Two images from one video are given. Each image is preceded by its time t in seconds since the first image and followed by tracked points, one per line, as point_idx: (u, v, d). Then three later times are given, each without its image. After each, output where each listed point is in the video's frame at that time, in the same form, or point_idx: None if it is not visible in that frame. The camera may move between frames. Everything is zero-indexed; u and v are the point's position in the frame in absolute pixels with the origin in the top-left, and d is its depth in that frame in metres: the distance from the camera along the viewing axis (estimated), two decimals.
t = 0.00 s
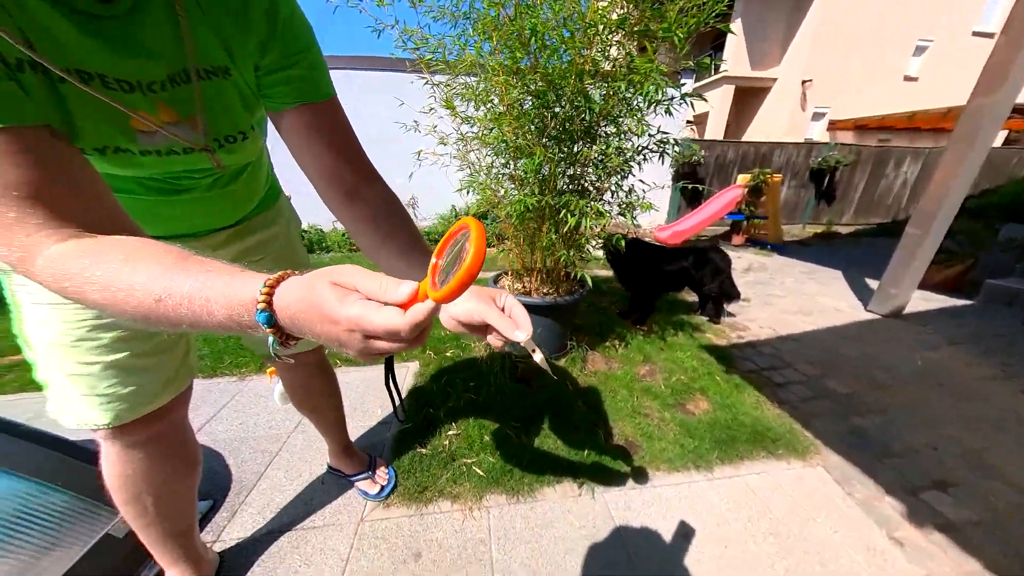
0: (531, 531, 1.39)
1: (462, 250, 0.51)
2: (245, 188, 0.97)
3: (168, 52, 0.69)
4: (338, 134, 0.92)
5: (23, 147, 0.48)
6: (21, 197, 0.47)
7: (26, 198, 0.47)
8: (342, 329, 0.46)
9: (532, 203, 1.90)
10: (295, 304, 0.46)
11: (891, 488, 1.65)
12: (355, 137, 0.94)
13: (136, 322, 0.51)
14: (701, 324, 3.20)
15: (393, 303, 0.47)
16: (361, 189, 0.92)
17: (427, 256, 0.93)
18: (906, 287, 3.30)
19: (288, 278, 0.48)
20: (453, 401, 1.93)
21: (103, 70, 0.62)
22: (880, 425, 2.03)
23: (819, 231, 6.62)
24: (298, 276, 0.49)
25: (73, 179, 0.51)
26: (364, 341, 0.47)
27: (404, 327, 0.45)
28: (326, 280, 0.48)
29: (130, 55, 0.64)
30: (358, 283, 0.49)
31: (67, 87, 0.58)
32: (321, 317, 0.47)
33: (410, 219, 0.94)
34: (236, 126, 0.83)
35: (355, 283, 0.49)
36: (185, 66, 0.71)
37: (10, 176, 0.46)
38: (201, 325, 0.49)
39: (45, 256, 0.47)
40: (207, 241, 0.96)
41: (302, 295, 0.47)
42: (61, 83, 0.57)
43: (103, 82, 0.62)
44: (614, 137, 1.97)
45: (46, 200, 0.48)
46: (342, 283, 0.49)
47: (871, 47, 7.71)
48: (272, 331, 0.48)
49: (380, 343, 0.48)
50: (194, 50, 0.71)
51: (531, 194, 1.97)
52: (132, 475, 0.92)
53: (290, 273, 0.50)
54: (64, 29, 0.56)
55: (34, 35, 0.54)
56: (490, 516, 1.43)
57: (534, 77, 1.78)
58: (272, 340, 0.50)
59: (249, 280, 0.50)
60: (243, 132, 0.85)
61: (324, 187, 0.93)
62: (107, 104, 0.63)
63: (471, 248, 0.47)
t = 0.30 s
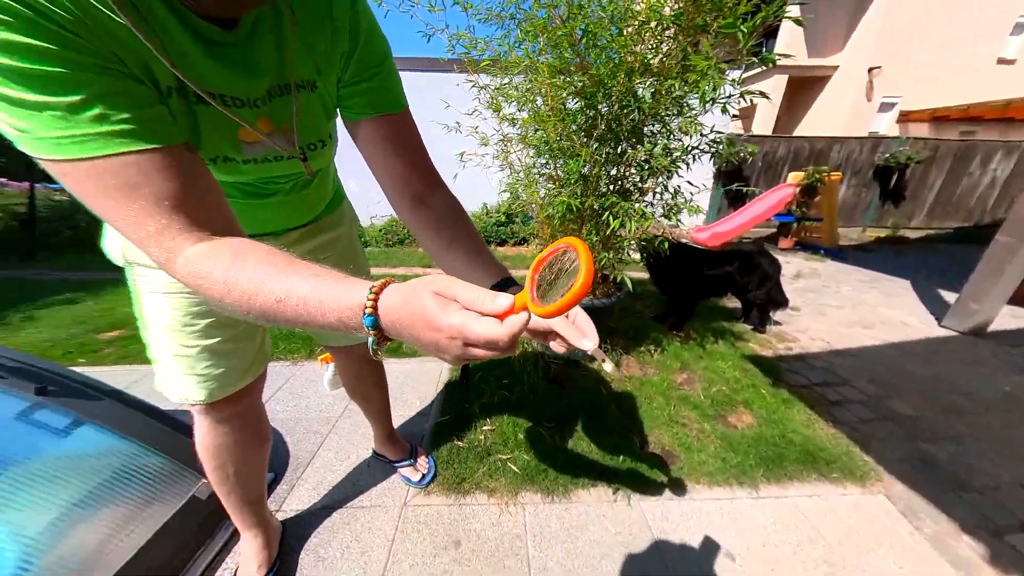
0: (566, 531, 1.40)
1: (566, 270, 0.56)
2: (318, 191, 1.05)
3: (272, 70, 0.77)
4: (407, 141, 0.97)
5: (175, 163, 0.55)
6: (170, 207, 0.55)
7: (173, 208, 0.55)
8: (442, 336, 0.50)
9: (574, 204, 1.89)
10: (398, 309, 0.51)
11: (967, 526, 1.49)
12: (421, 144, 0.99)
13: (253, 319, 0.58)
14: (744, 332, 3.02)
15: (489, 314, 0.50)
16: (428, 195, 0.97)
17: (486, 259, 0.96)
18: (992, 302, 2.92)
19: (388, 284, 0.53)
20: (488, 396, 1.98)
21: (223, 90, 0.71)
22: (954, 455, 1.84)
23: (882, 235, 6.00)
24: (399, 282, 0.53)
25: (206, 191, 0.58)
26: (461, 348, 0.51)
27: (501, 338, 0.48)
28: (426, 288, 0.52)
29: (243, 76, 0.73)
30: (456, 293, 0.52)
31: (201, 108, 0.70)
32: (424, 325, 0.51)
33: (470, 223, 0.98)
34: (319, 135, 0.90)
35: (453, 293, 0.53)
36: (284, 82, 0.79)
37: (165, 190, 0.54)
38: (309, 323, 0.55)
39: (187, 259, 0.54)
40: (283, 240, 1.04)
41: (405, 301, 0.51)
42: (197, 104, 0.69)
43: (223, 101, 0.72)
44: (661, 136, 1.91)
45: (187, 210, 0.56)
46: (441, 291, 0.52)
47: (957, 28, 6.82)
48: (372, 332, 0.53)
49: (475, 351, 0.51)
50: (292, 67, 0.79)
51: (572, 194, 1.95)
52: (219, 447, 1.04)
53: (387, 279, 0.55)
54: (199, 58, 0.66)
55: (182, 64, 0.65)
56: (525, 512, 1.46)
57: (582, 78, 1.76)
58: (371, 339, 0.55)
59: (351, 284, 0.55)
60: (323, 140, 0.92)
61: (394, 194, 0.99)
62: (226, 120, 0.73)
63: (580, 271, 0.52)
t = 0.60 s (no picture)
0: (575, 527, 1.40)
1: (563, 248, 0.55)
2: (346, 181, 1.10)
3: (304, 65, 0.81)
4: (429, 132, 1.00)
5: (215, 150, 0.62)
6: (211, 190, 0.61)
7: (214, 191, 0.61)
8: (443, 314, 0.52)
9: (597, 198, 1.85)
10: (403, 287, 0.53)
11: None
12: (443, 135, 1.02)
13: (277, 294, 0.62)
14: (780, 339, 2.83)
15: (488, 294, 0.51)
16: (446, 184, 0.99)
17: (500, 249, 0.97)
18: None
19: (395, 265, 0.55)
20: (503, 389, 2.00)
21: (260, 85, 0.77)
22: None
23: (951, 240, 5.36)
24: (404, 262, 0.55)
25: (243, 177, 0.64)
26: (461, 327, 0.52)
27: (498, 317, 0.49)
28: (430, 268, 0.54)
29: (278, 71, 0.78)
30: (458, 273, 0.54)
31: (240, 101, 0.76)
32: (427, 303, 0.53)
33: (486, 213, 1.00)
34: (347, 127, 0.95)
35: (455, 273, 0.54)
36: (315, 76, 0.84)
37: (207, 174, 0.61)
38: (326, 300, 0.59)
39: (222, 236, 0.60)
40: (315, 227, 1.11)
41: (409, 279, 0.53)
42: (236, 96, 0.75)
43: (261, 95, 0.78)
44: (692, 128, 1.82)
45: (224, 194, 0.62)
46: (444, 272, 0.54)
47: None
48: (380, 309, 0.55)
49: (474, 329, 0.53)
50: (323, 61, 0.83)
51: (596, 188, 1.91)
52: (253, 415, 1.14)
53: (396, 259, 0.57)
54: (240, 55, 0.72)
55: (222, 59, 0.71)
56: (535, 504, 1.47)
57: (611, 68, 1.72)
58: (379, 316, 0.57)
59: (364, 264, 0.58)
60: (351, 131, 0.97)
61: (414, 182, 1.03)
62: (262, 113, 0.79)
63: (575, 250, 0.51)
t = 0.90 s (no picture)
0: (584, 517, 1.43)
1: (566, 240, 0.59)
2: (380, 179, 1.20)
3: (347, 75, 0.90)
4: (455, 132, 1.07)
5: (274, 152, 0.71)
6: (270, 187, 0.71)
7: (272, 188, 0.71)
8: (461, 297, 0.58)
9: (620, 196, 1.85)
10: (427, 273, 0.59)
11: None
12: (467, 136, 1.08)
13: (319, 277, 0.71)
14: (814, 346, 2.67)
15: (501, 280, 0.57)
16: (469, 182, 1.06)
17: (518, 244, 1.02)
18: None
19: (421, 254, 0.62)
20: (519, 381, 2.06)
21: (311, 94, 0.86)
22: None
23: None
24: (429, 251, 0.61)
25: (295, 175, 0.74)
26: (476, 309, 0.58)
27: (508, 300, 0.54)
28: (451, 257, 0.60)
29: (326, 82, 0.87)
30: (474, 261, 0.60)
31: (294, 109, 0.86)
32: (446, 287, 0.59)
33: (506, 210, 1.05)
34: (382, 130, 1.04)
35: (472, 262, 0.60)
36: (356, 85, 0.93)
37: (267, 174, 0.70)
38: (362, 284, 0.66)
39: (276, 226, 0.69)
40: (352, 221, 1.21)
41: (432, 265, 0.59)
42: (291, 104, 0.85)
43: (310, 103, 0.87)
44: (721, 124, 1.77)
45: (280, 190, 0.71)
46: (462, 260, 0.60)
47: None
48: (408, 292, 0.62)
49: (488, 311, 0.58)
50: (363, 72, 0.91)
51: (619, 186, 1.91)
52: (293, 388, 1.27)
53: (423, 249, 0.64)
54: (294, 69, 0.81)
55: (280, 72, 0.81)
56: (546, 492, 1.52)
57: (638, 65, 1.71)
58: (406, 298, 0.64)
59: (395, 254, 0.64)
60: (386, 134, 1.06)
61: (440, 180, 1.10)
62: (311, 119, 0.89)
63: (575, 241, 0.55)
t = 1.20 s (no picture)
0: (608, 527, 1.42)
1: (629, 266, 0.60)
2: (417, 184, 1.22)
3: (389, 81, 0.93)
4: (496, 139, 1.07)
5: (323, 159, 0.75)
6: (318, 194, 0.74)
7: (322, 196, 0.74)
8: (511, 314, 0.59)
9: (655, 199, 1.79)
10: (478, 287, 0.60)
11: None
12: (507, 142, 1.09)
13: (362, 282, 0.73)
14: (864, 362, 2.47)
15: (552, 300, 0.58)
16: (509, 188, 1.06)
17: (555, 252, 1.02)
18: None
19: (470, 267, 0.63)
20: (544, 383, 2.05)
21: (354, 100, 0.89)
22: None
23: None
24: (479, 266, 0.63)
25: (339, 182, 0.77)
26: (525, 327, 0.59)
27: (561, 321, 0.55)
28: (501, 273, 0.61)
29: (369, 88, 0.90)
30: (525, 279, 0.61)
31: (339, 115, 0.89)
32: (496, 303, 0.60)
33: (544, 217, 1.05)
34: (420, 135, 1.06)
35: (522, 279, 0.61)
36: (397, 91, 0.95)
37: (315, 181, 0.74)
38: (407, 292, 0.68)
39: (322, 232, 0.73)
40: (389, 223, 1.24)
41: (484, 281, 0.60)
42: (337, 112, 0.89)
43: (353, 109, 0.90)
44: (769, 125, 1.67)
45: (327, 197, 0.75)
46: (512, 276, 0.62)
47: None
48: (456, 304, 0.63)
49: (537, 330, 0.59)
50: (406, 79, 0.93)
51: (655, 188, 1.84)
52: (333, 382, 1.34)
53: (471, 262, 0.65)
54: (341, 76, 0.84)
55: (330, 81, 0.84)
56: (568, 498, 1.52)
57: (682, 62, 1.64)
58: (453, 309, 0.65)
59: (442, 265, 0.66)
60: (425, 139, 1.09)
61: (479, 186, 1.11)
62: (354, 124, 0.92)
63: (641, 269, 0.56)
